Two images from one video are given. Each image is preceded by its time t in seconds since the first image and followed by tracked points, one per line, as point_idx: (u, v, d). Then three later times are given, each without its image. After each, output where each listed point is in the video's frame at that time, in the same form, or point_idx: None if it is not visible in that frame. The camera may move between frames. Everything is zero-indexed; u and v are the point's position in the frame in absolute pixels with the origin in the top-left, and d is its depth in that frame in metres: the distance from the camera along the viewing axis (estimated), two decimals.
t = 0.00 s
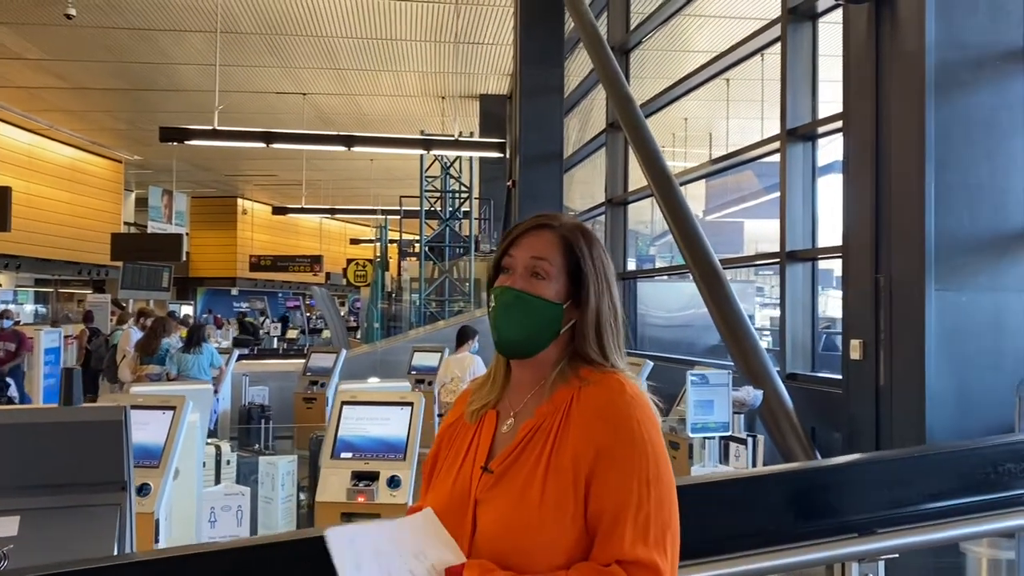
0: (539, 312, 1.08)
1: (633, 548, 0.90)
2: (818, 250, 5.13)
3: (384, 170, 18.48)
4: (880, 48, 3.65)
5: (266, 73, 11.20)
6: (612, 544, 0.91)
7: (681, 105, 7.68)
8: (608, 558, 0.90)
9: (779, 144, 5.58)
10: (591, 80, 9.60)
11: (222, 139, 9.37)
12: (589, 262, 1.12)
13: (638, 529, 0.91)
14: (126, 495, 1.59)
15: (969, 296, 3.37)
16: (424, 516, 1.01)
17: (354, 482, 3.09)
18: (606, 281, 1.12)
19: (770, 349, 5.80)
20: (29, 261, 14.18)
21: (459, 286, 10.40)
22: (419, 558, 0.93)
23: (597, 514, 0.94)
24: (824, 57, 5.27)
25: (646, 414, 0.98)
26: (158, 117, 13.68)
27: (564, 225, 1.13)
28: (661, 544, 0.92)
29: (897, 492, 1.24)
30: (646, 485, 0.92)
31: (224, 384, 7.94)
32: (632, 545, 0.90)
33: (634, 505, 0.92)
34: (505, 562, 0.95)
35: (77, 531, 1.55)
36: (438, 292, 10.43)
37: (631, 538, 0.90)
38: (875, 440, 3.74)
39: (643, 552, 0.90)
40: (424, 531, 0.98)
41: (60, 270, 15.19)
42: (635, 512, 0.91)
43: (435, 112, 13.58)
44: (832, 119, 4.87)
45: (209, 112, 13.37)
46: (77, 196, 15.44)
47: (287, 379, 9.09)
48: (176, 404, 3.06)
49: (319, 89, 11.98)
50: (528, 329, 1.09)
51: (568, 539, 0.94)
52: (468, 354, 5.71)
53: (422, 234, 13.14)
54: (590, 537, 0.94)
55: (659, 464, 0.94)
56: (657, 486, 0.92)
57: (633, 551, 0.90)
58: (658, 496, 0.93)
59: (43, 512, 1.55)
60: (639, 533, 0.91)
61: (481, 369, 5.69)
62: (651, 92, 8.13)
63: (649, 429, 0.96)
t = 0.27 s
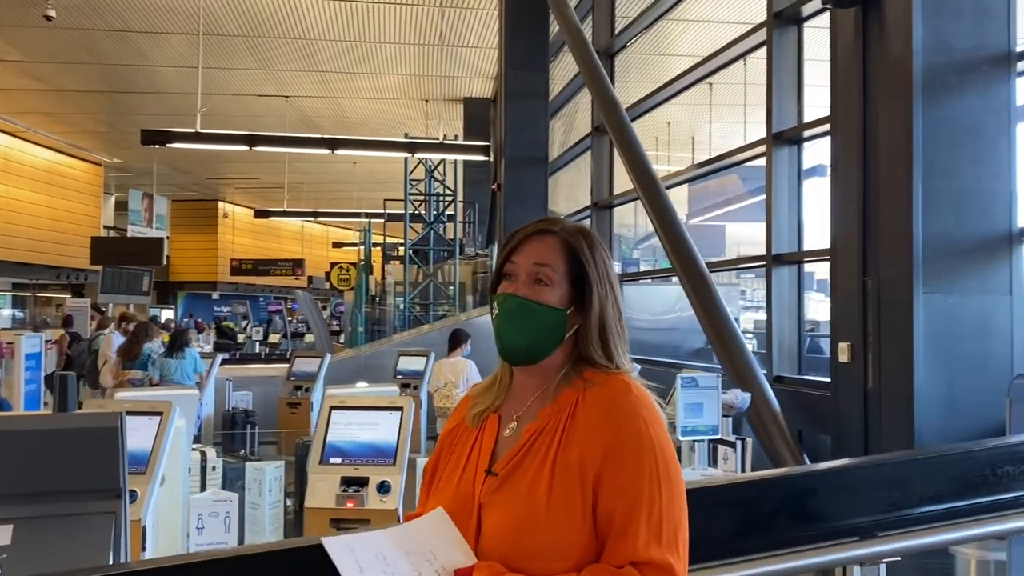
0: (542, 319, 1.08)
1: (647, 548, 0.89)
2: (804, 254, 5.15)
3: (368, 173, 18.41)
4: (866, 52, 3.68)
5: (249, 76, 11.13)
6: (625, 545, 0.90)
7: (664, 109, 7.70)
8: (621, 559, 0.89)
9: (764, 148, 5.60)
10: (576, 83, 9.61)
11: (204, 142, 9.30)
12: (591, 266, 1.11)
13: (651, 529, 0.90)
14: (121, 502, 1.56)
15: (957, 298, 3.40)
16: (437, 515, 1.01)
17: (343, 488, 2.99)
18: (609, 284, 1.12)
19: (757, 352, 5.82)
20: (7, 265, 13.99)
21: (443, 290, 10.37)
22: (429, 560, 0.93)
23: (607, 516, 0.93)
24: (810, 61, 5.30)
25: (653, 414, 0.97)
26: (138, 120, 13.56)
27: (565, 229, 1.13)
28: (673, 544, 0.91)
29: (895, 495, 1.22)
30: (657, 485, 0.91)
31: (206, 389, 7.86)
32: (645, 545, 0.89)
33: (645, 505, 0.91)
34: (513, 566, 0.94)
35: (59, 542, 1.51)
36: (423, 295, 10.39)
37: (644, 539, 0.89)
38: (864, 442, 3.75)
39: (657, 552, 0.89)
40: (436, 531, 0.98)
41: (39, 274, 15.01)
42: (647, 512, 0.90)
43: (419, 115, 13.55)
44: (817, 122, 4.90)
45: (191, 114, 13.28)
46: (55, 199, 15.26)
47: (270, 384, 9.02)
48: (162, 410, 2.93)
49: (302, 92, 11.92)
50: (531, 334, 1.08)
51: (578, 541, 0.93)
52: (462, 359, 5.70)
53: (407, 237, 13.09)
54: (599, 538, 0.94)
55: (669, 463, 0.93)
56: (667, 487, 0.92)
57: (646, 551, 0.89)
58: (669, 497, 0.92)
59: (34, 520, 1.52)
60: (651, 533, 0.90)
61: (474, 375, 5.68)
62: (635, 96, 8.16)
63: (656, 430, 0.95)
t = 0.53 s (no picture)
0: (543, 322, 1.08)
1: (650, 551, 0.89)
2: (789, 256, 5.18)
3: (351, 176, 18.35)
4: (852, 55, 3.71)
5: (230, 78, 11.06)
6: (627, 548, 0.90)
7: (647, 112, 7.74)
8: (625, 562, 0.90)
9: (748, 151, 5.63)
10: (560, 86, 9.62)
11: (185, 144, 9.23)
12: (592, 267, 1.11)
13: (653, 532, 0.90)
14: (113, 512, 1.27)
15: (942, 300, 3.43)
16: (437, 517, 1.00)
17: (331, 492, 2.90)
18: (608, 285, 1.12)
19: (742, 354, 5.84)
20: None
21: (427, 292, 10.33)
22: (431, 563, 0.93)
23: (609, 519, 0.93)
24: (793, 65, 5.34)
25: (653, 417, 0.97)
26: (118, 122, 13.44)
27: (563, 230, 1.13)
28: (675, 546, 0.91)
29: (890, 496, 1.23)
30: (659, 488, 0.91)
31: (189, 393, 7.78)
32: (648, 548, 0.90)
33: (648, 509, 0.91)
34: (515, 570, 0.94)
35: (43, 553, 1.22)
36: (406, 297, 10.36)
37: (648, 542, 0.90)
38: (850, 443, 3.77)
39: (660, 555, 0.90)
40: (436, 533, 0.98)
41: (17, 278, 14.82)
42: (650, 516, 0.91)
43: (402, 117, 13.52)
44: (800, 125, 4.94)
45: (172, 116, 13.17)
46: (33, 202, 15.08)
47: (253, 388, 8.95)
48: (148, 413, 2.79)
49: (284, 94, 11.87)
50: (532, 336, 1.08)
51: (580, 543, 0.94)
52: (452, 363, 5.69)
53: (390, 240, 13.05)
54: (601, 541, 0.94)
55: (670, 466, 0.93)
56: (669, 490, 0.92)
57: (650, 555, 0.89)
58: (671, 500, 0.92)
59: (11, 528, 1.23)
60: (654, 537, 0.90)
61: (464, 379, 5.66)
62: (618, 100, 8.18)
63: (658, 432, 0.96)
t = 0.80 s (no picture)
0: (542, 323, 1.09)
1: (656, 548, 0.90)
2: (772, 258, 5.21)
3: (333, 178, 18.28)
4: (835, 57, 3.74)
5: (212, 79, 10.97)
6: (632, 546, 0.90)
7: (629, 115, 7.77)
8: (631, 560, 0.90)
9: (732, 153, 5.65)
10: (543, 88, 9.63)
11: (166, 146, 9.15)
12: (587, 269, 1.12)
13: (658, 529, 0.91)
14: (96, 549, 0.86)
15: (926, 300, 3.47)
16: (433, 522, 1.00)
17: (316, 495, 2.85)
18: (601, 287, 1.13)
19: (725, 355, 5.87)
20: None
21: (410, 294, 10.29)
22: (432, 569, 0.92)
23: (611, 518, 0.93)
24: (777, 68, 5.37)
25: (652, 416, 0.97)
26: (97, 123, 13.30)
27: (557, 230, 1.13)
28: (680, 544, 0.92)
29: (880, 494, 1.24)
30: (661, 486, 0.92)
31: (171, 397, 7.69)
32: (654, 544, 0.90)
33: (650, 506, 0.91)
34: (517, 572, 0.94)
35: (28, 561, 0.86)
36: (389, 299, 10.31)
37: (652, 539, 0.90)
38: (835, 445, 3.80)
39: (665, 553, 0.90)
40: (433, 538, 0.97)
41: None
42: (654, 515, 0.91)
43: (385, 119, 13.49)
44: (784, 128, 4.97)
45: (152, 117, 13.06)
46: (11, 203, 14.89)
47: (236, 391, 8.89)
48: (131, 417, 2.63)
49: (266, 95, 11.80)
50: (530, 337, 1.09)
51: (581, 543, 0.94)
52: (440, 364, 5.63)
53: (373, 242, 12.99)
54: (604, 540, 0.94)
55: (671, 463, 0.94)
56: (670, 486, 0.93)
57: (656, 552, 0.89)
58: (672, 498, 0.93)
59: None
60: (659, 534, 0.91)
61: (451, 381, 5.61)
62: (601, 102, 8.20)
63: (657, 430, 0.96)
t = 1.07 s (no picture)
0: (529, 326, 1.09)
1: (654, 550, 0.90)
2: (757, 259, 5.23)
3: (318, 179, 18.21)
4: (819, 60, 3.77)
5: (195, 79, 10.90)
6: (628, 548, 0.91)
7: (614, 117, 7.80)
8: (628, 563, 0.90)
9: (716, 155, 5.68)
10: (528, 90, 9.64)
11: (149, 147, 9.08)
12: (571, 268, 1.12)
13: (656, 530, 0.91)
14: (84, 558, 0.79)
15: (910, 301, 3.50)
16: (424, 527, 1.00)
17: (304, 497, 2.81)
18: (587, 286, 1.13)
19: (711, 356, 5.89)
20: None
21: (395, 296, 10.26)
22: None
23: (606, 521, 0.93)
24: (761, 70, 5.40)
25: (645, 416, 0.98)
26: (79, 124, 13.19)
27: (540, 230, 1.13)
28: (675, 544, 0.93)
29: (868, 493, 1.25)
30: (655, 488, 0.92)
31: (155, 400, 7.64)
32: (651, 546, 0.91)
33: (646, 509, 0.92)
34: None
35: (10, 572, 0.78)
36: (375, 301, 10.27)
37: (650, 541, 0.90)
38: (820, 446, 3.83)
39: (664, 554, 0.91)
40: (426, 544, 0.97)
41: None
42: (650, 517, 0.91)
43: (370, 120, 13.46)
44: (768, 131, 5.01)
45: (135, 119, 12.97)
46: None
47: (221, 394, 8.85)
48: (115, 421, 2.58)
49: (250, 96, 11.74)
50: (517, 340, 1.09)
51: (578, 546, 0.94)
52: (425, 366, 5.59)
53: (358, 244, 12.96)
54: (599, 542, 0.94)
55: (665, 465, 0.94)
56: (664, 488, 0.93)
57: (652, 554, 0.90)
58: (667, 499, 0.94)
59: None
60: (656, 536, 0.91)
61: (436, 383, 5.58)
62: (586, 104, 8.21)
63: (650, 431, 0.96)
